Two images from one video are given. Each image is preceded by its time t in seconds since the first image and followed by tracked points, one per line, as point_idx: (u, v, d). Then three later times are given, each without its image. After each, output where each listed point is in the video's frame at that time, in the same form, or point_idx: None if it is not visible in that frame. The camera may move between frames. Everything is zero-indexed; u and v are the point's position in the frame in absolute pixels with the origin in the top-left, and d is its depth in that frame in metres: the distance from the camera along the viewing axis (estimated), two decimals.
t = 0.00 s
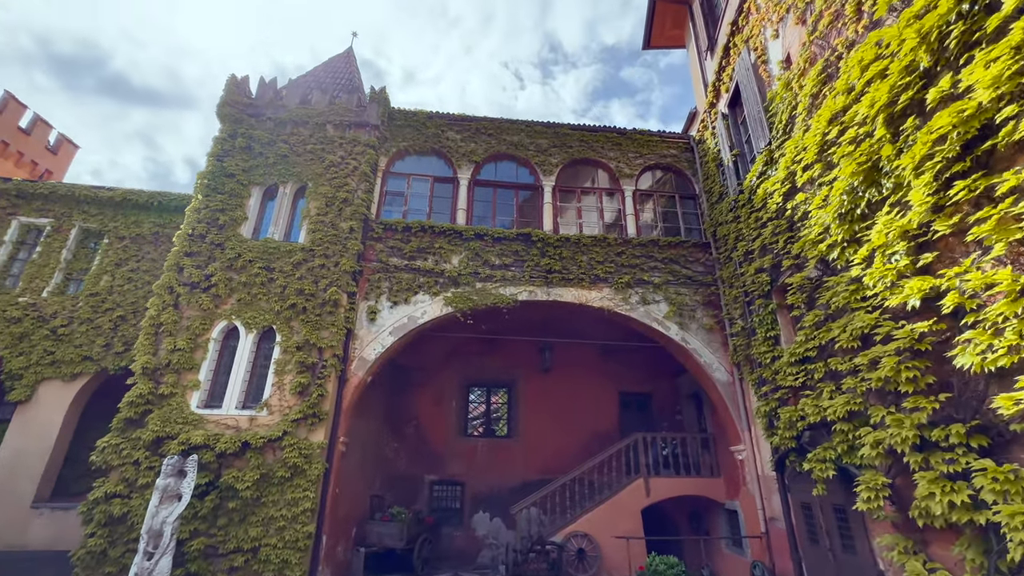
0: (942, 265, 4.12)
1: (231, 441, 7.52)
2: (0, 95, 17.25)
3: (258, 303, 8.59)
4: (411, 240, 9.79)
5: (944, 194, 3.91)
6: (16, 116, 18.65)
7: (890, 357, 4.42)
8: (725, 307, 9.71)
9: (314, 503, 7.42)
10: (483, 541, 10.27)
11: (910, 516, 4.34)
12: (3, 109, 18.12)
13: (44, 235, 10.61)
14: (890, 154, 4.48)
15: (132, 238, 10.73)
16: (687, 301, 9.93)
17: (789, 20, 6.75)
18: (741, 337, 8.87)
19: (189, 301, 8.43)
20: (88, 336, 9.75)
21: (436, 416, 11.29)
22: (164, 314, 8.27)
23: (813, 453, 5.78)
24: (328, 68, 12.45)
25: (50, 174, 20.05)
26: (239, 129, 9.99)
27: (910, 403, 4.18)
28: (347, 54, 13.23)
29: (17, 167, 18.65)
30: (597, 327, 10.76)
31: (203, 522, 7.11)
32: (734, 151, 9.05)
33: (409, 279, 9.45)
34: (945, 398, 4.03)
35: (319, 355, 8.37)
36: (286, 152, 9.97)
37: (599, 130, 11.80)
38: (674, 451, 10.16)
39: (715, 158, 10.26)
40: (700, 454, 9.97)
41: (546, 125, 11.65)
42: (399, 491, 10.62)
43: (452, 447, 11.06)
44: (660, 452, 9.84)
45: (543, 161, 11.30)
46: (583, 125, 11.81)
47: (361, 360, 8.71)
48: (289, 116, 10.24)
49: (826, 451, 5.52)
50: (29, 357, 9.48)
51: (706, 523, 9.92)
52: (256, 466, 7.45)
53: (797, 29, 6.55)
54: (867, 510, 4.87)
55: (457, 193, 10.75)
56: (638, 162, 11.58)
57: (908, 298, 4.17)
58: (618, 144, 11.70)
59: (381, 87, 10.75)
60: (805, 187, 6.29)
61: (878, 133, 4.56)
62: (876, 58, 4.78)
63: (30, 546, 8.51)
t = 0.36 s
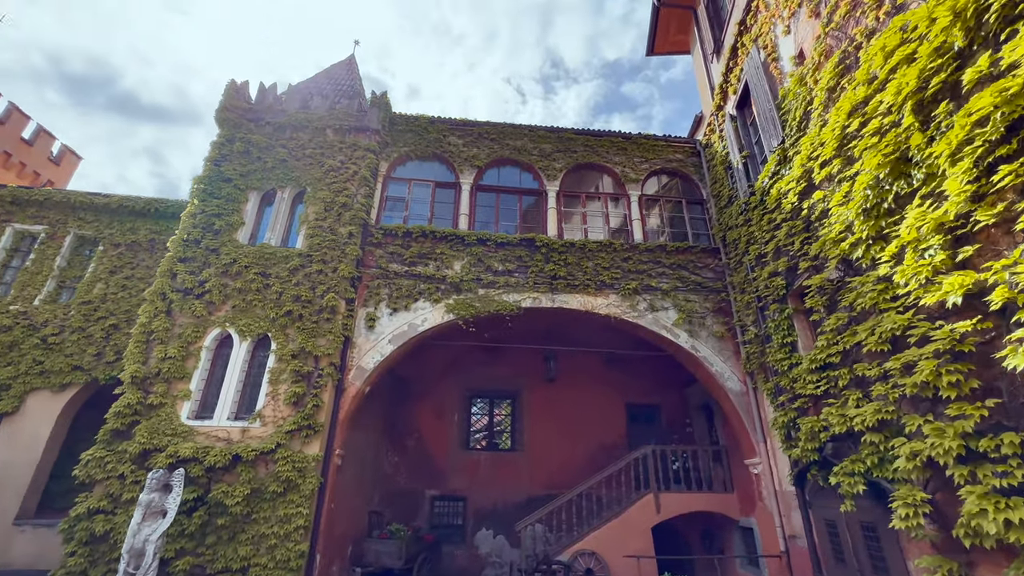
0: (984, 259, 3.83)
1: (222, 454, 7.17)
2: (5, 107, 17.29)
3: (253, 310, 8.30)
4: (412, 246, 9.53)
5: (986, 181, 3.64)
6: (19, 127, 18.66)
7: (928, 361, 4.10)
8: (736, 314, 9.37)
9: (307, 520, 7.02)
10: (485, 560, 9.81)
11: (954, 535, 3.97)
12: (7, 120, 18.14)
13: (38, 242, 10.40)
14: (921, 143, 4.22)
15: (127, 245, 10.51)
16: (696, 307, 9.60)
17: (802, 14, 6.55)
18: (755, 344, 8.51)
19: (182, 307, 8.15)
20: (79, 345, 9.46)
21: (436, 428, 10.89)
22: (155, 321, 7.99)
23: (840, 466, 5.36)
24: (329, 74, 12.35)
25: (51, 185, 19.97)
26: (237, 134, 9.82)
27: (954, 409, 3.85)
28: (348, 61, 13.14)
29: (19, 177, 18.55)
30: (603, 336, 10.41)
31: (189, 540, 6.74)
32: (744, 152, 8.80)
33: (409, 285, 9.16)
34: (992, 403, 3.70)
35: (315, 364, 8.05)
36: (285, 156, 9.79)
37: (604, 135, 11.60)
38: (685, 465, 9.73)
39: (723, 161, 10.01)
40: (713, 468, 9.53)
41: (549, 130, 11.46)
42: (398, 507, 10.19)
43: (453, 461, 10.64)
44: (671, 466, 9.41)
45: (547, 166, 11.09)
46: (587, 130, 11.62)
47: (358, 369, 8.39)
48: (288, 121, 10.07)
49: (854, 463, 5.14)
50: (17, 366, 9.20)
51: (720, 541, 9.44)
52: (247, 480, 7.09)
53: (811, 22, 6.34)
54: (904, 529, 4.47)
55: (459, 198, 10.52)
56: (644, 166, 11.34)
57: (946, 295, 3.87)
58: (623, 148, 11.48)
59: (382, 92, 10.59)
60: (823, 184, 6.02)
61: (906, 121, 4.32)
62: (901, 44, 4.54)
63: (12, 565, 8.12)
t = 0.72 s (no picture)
0: None
1: (209, 469, 6.81)
2: (8, 118, 17.27)
3: (247, 318, 8.01)
4: (412, 252, 9.26)
5: None
6: (22, 139, 18.66)
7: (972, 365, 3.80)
8: (748, 322, 9.02)
9: (299, 540, 6.62)
10: None
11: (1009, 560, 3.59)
12: (10, 132, 18.15)
13: (31, 251, 10.18)
14: (955, 131, 3.97)
15: (122, 253, 10.28)
16: (706, 316, 9.26)
17: (814, 9, 6.36)
18: (770, 353, 8.14)
19: (173, 315, 7.86)
20: (69, 356, 9.16)
21: (437, 442, 10.47)
22: (144, 329, 7.69)
23: (871, 482, 5.01)
24: (330, 82, 12.25)
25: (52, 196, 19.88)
26: (235, 140, 9.65)
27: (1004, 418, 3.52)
28: (350, 69, 13.06)
29: (20, 189, 18.43)
30: (610, 345, 10.06)
31: (172, 562, 6.34)
32: (754, 155, 8.56)
33: (409, 293, 8.87)
34: None
35: (310, 374, 7.71)
36: (283, 162, 9.60)
37: (608, 141, 11.40)
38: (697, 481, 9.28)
39: (731, 166, 9.76)
40: (726, 484, 9.08)
41: (553, 136, 11.28)
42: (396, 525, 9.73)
43: (454, 477, 10.21)
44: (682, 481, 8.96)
45: (551, 172, 10.87)
46: (591, 136, 11.43)
47: (355, 380, 8.05)
48: (287, 126, 9.90)
49: (888, 479, 4.76)
50: (4, 378, 8.89)
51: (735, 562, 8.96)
52: (235, 498, 6.71)
53: (825, 16, 6.13)
54: (947, 552, 4.08)
55: (460, 204, 10.29)
56: (650, 172, 11.12)
57: (990, 292, 3.56)
58: (628, 154, 11.27)
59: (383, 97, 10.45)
60: (842, 182, 5.74)
61: (937, 108, 4.07)
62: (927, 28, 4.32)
63: None
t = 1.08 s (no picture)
0: None
1: (196, 485, 6.47)
2: (11, 131, 17.29)
3: (241, 326, 7.75)
4: (411, 260, 9.03)
5: None
6: (25, 151, 18.66)
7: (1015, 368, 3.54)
8: (759, 331, 8.72)
9: (289, 561, 6.25)
10: None
11: None
12: (13, 144, 18.17)
13: (24, 259, 10.00)
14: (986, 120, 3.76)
15: (116, 262, 10.08)
16: (715, 324, 8.95)
17: (823, 7, 6.20)
18: (784, 362, 7.81)
19: (164, 324, 7.61)
20: (57, 368, 8.87)
21: (437, 457, 10.09)
22: (134, 338, 7.43)
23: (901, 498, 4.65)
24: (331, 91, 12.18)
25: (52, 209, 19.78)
26: (233, 146, 9.51)
27: None
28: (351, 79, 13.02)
29: (20, 201, 18.33)
30: (616, 355, 9.74)
31: None
32: (762, 159, 8.35)
33: (408, 301, 8.61)
34: None
35: (304, 385, 7.41)
36: (282, 169, 9.44)
37: (612, 148, 11.25)
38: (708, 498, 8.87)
39: (738, 171, 9.56)
40: (739, 501, 8.66)
41: (555, 143, 11.14)
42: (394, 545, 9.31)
43: (454, 493, 9.81)
44: (693, 498, 8.56)
45: (553, 179, 10.69)
46: (594, 143, 11.28)
47: (352, 391, 7.74)
48: (286, 133, 9.78)
49: (921, 495, 4.43)
50: None
51: None
52: (223, 515, 6.37)
53: (836, 13, 5.96)
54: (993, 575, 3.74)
55: (462, 212, 10.08)
56: (654, 179, 10.93)
57: None
58: (632, 161, 11.10)
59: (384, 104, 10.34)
60: (859, 181, 5.51)
61: (965, 96, 3.87)
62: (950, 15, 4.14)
63: None
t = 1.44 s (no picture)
0: None
1: (178, 505, 6.09)
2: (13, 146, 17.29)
3: (232, 338, 7.44)
4: (410, 269, 8.77)
5: None
6: (26, 166, 18.64)
7: None
8: (771, 342, 8.37)
9: None
10: None
11: None
12: (15, 160, 18.18)
13: (15, 270, 9.77)
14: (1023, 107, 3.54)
15: (108, 273, 9.83)
16: (725, 336, 8.61)
17: (834, 6, 6.04)
18: (800, 375, 7.45)
19: (152, 335, 7.31)
20: (42, 382, 8.50)
21: (436, 477, 9.63)
22: (120, 350, 7.12)
23: (942, 521, 4.34)
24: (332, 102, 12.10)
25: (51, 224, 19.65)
26: (230, 155, 9.35)
27: None
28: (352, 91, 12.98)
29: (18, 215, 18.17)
30: (622, 368, 9.36)
31: None
32: (771, 165, 8.13)
33: (407, 312, 8.32)
34: None
35: (296, 399, 7.07)
36: (279, 178, 9.26)
37: (615, 157, 11.08)
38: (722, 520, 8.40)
39: (745, 178, 9.35)
40: (755, 524, 8.19)
41: (558, 152, 10.98)
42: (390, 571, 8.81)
43: (454, 515, 9.34)
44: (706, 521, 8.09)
45: (556, 189, 10.49)
46: (597, 152, 11.11)
47: (347, 406, 7.39)
48: (285, 143, 9.63)
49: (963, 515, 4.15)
50: None
51: None
52: (206, 539, 5.97)
53: (847, 11, 5.80)
54: None
55: (462, 221, 9.86)
56: (659, 189, 10.73)
57: None
58: (636, 171, 10.92)
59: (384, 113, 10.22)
60: (878, 180, 5.25)
61: (998, 82, 3.64)
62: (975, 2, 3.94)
63: None
